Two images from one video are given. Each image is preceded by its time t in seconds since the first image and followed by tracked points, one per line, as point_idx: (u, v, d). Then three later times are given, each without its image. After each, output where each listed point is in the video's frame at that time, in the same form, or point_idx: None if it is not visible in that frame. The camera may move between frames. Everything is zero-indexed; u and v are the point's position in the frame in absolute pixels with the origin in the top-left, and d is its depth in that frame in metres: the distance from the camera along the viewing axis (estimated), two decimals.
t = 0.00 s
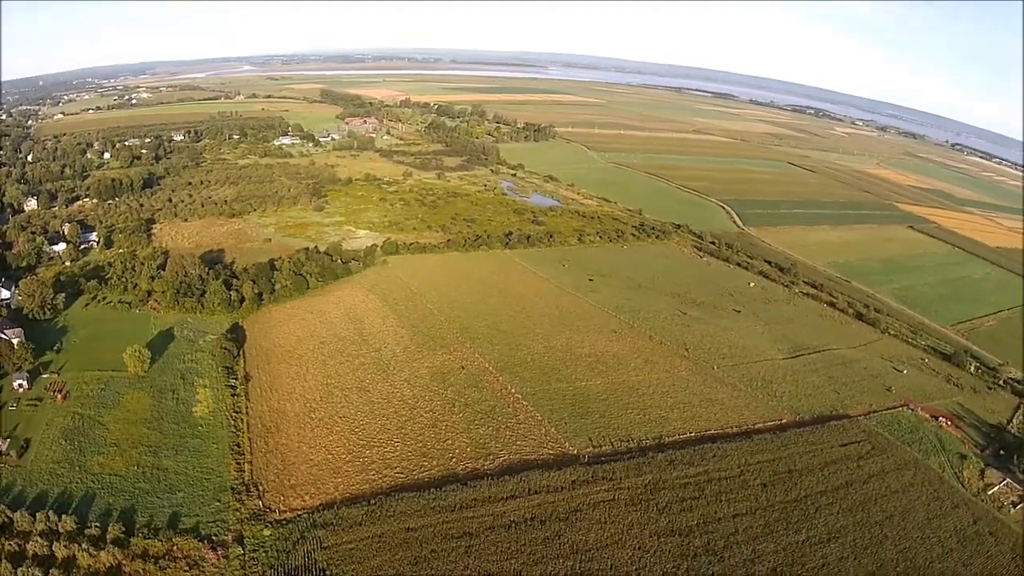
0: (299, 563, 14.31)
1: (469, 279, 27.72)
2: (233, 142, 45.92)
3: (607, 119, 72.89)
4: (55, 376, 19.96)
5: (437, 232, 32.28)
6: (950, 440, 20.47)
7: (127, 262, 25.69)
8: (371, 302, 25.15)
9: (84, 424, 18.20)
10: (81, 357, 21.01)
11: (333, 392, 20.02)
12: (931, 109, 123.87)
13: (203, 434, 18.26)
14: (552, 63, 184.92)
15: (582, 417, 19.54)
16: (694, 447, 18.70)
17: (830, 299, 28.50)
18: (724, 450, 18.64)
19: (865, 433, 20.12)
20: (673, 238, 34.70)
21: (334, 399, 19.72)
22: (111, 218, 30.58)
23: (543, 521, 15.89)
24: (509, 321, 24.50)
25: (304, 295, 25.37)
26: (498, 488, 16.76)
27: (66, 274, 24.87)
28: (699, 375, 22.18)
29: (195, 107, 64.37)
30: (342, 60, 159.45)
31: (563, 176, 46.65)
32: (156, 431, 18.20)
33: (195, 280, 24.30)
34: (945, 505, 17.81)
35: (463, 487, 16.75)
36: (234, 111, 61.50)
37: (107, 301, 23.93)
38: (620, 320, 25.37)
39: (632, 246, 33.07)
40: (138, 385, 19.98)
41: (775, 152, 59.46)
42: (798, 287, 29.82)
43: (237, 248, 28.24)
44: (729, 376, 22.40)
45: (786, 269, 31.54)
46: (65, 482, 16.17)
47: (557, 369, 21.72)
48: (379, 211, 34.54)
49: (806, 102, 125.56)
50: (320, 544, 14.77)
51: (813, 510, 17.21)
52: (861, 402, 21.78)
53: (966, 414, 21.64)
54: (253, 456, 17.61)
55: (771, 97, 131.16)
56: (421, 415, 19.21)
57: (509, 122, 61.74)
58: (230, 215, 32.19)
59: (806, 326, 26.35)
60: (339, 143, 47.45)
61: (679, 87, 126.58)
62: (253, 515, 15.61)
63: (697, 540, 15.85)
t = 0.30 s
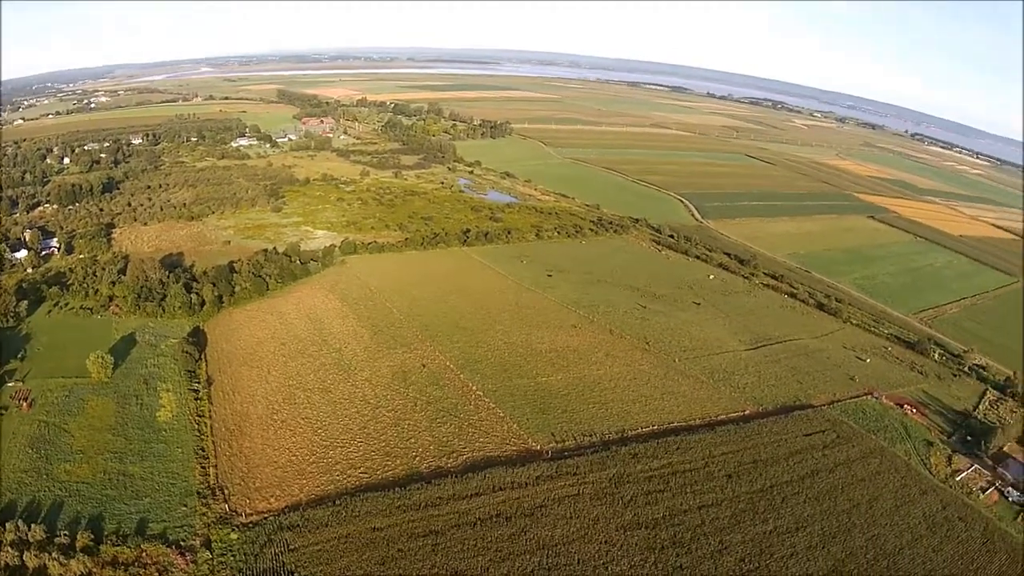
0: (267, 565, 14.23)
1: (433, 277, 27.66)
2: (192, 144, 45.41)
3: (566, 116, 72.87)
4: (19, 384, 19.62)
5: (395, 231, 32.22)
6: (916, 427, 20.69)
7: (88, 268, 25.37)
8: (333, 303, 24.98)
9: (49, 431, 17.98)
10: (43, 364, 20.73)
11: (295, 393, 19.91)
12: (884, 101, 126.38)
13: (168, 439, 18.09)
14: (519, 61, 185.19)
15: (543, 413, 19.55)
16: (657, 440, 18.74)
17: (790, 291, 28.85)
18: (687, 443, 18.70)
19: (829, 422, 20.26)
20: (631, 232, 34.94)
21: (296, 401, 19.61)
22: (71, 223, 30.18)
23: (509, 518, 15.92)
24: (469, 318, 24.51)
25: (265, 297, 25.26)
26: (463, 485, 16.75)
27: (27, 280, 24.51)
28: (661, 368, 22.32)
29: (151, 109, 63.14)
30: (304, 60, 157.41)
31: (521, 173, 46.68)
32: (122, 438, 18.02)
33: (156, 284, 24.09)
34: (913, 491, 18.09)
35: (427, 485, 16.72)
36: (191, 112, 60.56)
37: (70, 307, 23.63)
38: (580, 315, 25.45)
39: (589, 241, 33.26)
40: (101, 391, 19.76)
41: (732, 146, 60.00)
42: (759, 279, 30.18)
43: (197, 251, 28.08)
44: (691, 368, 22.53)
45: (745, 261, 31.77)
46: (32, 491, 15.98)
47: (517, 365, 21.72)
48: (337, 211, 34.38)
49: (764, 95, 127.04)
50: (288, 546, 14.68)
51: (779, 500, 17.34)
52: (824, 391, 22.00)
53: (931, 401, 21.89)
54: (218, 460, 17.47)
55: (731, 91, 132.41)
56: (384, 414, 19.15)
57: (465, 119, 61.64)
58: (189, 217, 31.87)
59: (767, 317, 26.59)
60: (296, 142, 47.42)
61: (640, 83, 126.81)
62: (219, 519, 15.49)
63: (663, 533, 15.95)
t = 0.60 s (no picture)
0: (236, 569, 14.14)
1: (399, 275, 27.59)
2: (153, 146, 44.41)
3: (528, 112, 72.37)
4: None
5: (356, 230, 31.97)
6: (884, 415, 20.84)
7: (52, 273, 25.05)
8: (297, 304, 24.82)
9: (17, 439, 17.76)
10: (7, 370, 20.43)
11: (260, 395, 19.82)
12: (843, 96, 127.91)
13: (136, 443, 17.94)
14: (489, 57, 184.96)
15: (508, 410, 19.55)
16: (623, 435, 18.77)
17: (754, 283, 29.00)
18: (653, 437, 18.75)
19: (795, 413, 20.38)
20: (592, 227, 34.99)
21: (262, 402, 19.52)
22: (36, 228, 29.82)
23: (476, 515, 15.91)
24: (432, 316, 24.49)
25: (227, 299, 25.10)
26: (429, 484, 16.74)
27: None
28: (624, 362, 22.40)
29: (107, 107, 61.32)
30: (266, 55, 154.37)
31: (482, 170, 46.51)
32: (89, 444, 17.84)
33: (120, 289, 23.90)
34: (882, 480, 18.25)
35: (393, 484, 16.68)
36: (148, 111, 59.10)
37: (35, 313, 23.24)
38: (541, 311, 25.47)
39: (549, 236, 33.28)
40: (68, 397, 19.55)
41: (693, 141, 60.24)
42: (721, 272, 30.37)
43: (160, 255, 27.84)
44: (654, 362, 22.61)
45: (707, 254, 31.95)
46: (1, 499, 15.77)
47: (481, 363, 21.72)
48: (298, 211, 34.22)
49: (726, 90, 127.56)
50: (257, 549, 14.59)
51: (748, 491, 17.43)
52: (789, 382, 22.16)
53: (897, 390, 22.08)
54: (185, 463, 17.35)
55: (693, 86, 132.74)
56: (348, 414, 19.10)
57: (424, 116, 61.14)
58: (151, 221, 31.52)
59: (730, 309, 26.75)
60: (256, 145, 45.94)
61: (605, 78, 126.28)
62: (189, 523, 15.39)
63: (631, 527, 15.99)
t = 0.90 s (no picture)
0: (208, 572, 14.00)
1: (368, 275, 27.56)
2: (117, 146, 43.74)
3: (493, 110, 72.24)
4: None
5: (321, 229, 31.87)
6: (853, 407, 20.96)
7: (18, 277, 24.68)
8: (265, 305, 24.68)
9: None
10: None
11: (229, 397, 19.69)
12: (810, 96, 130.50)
13: (107, 448, 17.80)
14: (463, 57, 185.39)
15: (475, 407, 19.53)
16: (591, 430, 18.77)
17: (718, 277, 29.20)
18: (621, 431, 18.77)
19: (763, 406, 20.44)
20: (556, 224, 35.15)
21: (231, 404, 19.39)
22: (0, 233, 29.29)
23: (447, 513, 15.88)
24: (397, 315, 24.47)
25: (195, 300, 24.98)
26: (399, 483, 16.69)
27: None
28: (591, 357, 22.43)
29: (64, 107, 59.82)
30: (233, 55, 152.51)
31: (445, 168, 46.42)
32: (60, 449, 17.66)
33: (87, 291, 23.64)
34: (853, 471, 18.34)
35: (363, 484, 16.61)
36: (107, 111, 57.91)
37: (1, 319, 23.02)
38: (507, 307, 25.48)
39: (514, 233, 33.36)
40: (38, 402, 19.37)
41: (658, 138, 60.55)
42: (686, 266, 30.51)
43: (127, 257, 27.60)
44: (621, 357, 22.64)
45: (672, 249, 32.07)
46: None
47: (447, 360, 21.70)
48: (263, 211, 34.09)
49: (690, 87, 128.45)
50: (229, 552, 14.47)
51: (718, 484, 17.47)
52: (757, 375, 22.28)
53: (865, 380, 22.26)
54: (155, 467, 17.18)
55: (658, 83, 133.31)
56: (317, 415, 19.03)
57: (388, 116, 61.28)
58: (117, 223, 31.11)
59: (696, 304, 26.89)
60: (220, 144, 46.35)
61: (571, 76, 126.21)
62: (160, 527, 15.25)
63: (602, 521, 16.00)
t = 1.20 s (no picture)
0: None
1: (336, 274, 27.50)
2: (84, 149, 41.63)
3: (459, 108, 71.56)
4: None
5: (287, 229, 31.69)
6: (823, 398, 21.03)
7: None
8: (234, 306, 24.53)
9: None
10: None
11: (198, 399, 19.54)
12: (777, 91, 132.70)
13: (79, 452, 17.52)
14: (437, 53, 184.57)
15: (444, 405, 19.50)
16: (560, 426, 18.77)
17: (685, 272, 29.36)
18: (590, 427, 18.76)
19: (732, 399, 20.50)
20: (522, 220, 35.17)
21: (200, 407, 19.25)
22: None
23: (418, 511, 15.82)
24: (364, 314, 24.42)
25: (163, 303, 24.84)
26: (369, 482, 16.62)
27: None
28: (558, 353, 22.44)
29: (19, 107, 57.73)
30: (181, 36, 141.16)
31: (411, 166, 46.25)
32: (33, 455, 17.30)
33: (56, 297, 23.43)
34: (824, 462, 18.40)
35: (334, 484, 16.54)
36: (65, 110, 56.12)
37: None
38: (473, 305, 25.46)
39: (479, 230, 33.38)
40: (8, 408, 19.01)
41: (626, 134, 60.59)
42: (652, 261, 30.65)
43: (95, 261, 27.29)
44: (588, 352, 22.66)
45: (638, 244, 32.20)
46: None
47: (415, 358, 21.65)
48: (230, 211, 33.79)
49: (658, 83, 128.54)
50: (204, 554, 14.31)
51: (689, 477, 17.49)
52: (726, 368, 22.39)
53: (835, 372, 22.41)
54: (127, 471, 16.96)
55: (626, 79, 133.10)
56: (286, 415, 18.96)
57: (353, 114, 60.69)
58: (84, 226, 30.59)
59: (663, 298, 27.00)
60: (186, 146, 44.49)
61: (538, 72, 125.12)
62: (134, 531, 15.06)
63: (573, 517, 16.00)
